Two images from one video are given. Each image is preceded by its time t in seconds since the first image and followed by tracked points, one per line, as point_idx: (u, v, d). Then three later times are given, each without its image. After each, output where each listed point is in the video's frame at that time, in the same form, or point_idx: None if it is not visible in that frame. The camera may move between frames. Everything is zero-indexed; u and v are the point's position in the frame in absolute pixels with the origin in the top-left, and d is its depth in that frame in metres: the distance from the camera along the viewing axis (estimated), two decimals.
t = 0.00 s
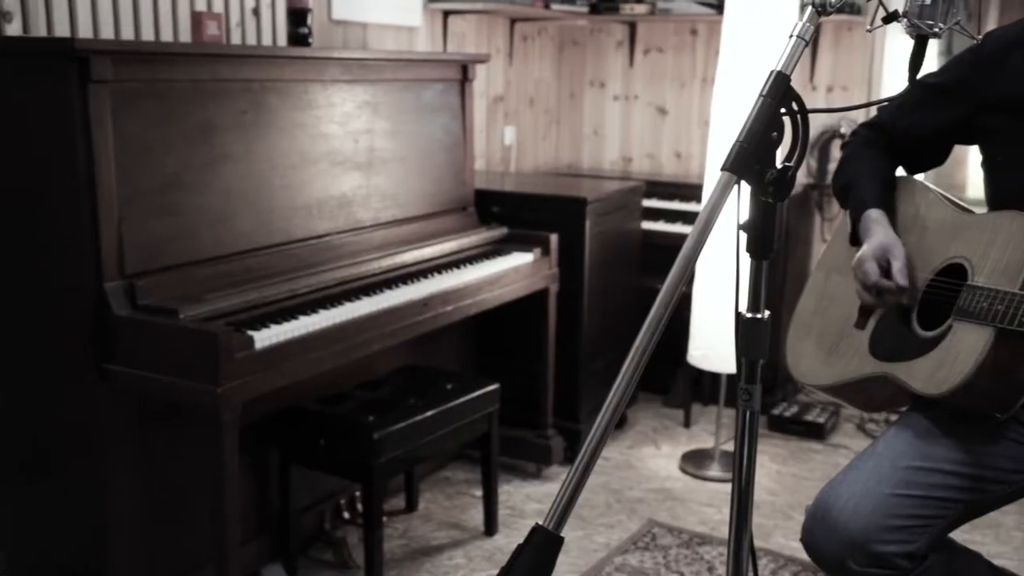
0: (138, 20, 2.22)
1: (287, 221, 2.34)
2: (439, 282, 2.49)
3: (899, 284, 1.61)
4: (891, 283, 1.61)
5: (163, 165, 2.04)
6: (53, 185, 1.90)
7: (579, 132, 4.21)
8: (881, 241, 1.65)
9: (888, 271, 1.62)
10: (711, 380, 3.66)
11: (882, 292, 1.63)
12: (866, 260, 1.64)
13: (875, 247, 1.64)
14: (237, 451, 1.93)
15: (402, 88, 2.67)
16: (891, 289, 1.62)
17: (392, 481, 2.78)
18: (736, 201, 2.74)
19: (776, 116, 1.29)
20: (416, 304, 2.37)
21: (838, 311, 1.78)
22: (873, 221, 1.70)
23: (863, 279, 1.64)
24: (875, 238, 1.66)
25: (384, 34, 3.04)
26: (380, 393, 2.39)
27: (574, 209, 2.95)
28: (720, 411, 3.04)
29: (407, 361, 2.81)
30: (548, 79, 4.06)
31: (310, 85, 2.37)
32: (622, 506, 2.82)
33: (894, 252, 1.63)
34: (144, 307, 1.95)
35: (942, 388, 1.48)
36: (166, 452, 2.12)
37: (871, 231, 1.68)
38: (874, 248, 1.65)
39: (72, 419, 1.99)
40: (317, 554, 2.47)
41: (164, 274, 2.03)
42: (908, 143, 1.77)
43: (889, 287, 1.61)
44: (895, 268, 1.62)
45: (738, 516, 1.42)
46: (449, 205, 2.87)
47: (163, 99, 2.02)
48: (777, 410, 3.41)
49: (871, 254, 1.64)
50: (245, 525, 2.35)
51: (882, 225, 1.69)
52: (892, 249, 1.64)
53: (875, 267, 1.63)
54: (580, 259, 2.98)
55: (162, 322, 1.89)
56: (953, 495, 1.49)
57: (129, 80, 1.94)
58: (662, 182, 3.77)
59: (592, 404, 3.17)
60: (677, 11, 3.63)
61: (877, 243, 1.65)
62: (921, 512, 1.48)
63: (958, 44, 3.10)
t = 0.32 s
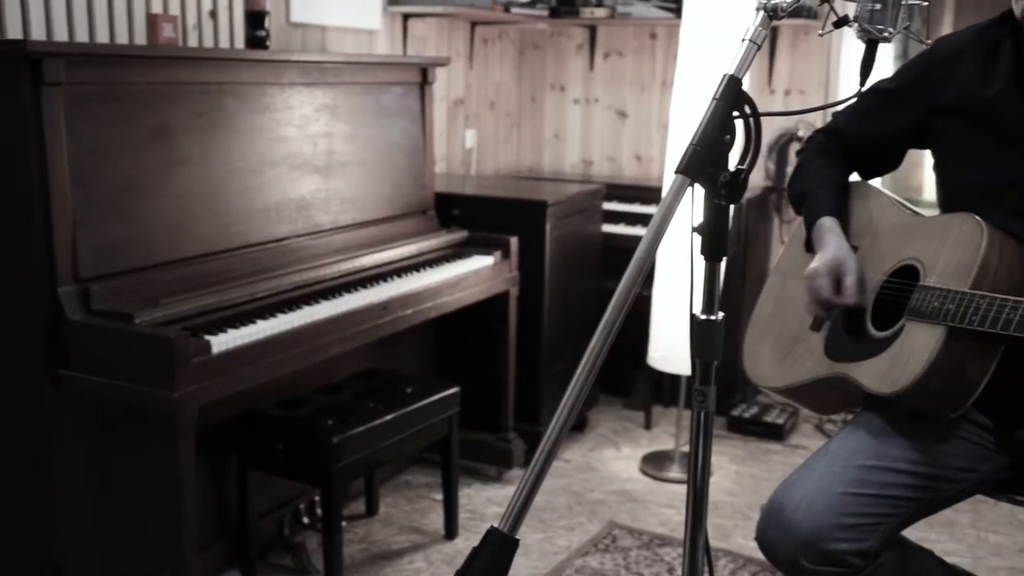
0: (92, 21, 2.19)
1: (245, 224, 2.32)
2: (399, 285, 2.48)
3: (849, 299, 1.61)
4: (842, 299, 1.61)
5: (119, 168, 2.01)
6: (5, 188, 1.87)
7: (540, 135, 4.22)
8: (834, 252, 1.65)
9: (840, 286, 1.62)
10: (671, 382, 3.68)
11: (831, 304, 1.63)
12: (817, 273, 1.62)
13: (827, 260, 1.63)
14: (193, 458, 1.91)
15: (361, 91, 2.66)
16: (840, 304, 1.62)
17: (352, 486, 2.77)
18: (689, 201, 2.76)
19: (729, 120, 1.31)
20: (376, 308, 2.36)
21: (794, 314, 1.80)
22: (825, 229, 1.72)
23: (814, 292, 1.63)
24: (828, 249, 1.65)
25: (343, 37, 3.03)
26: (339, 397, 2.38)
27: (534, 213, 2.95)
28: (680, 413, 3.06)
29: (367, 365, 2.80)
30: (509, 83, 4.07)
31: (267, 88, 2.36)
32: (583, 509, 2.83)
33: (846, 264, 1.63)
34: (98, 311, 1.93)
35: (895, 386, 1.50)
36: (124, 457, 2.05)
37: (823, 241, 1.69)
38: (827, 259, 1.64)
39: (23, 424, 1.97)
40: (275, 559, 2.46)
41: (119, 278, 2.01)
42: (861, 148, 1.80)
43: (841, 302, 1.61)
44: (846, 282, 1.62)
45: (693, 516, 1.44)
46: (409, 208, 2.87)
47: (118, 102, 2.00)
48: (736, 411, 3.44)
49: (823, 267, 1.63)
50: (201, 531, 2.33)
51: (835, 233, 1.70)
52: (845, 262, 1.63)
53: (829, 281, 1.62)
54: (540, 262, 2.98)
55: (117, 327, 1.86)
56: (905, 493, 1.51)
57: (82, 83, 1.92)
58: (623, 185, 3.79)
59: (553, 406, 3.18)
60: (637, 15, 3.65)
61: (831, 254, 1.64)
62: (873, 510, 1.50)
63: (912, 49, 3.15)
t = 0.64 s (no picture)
0: (60, 30, 2.18)
1: (216, 233, 2.31)
2: (372, 293, 2.47)
3: (832, 278, 1.65)
4: (826, 278, 1.65)
5: (88, 178, 2.00)
6: None
7: (514, 142, 4.23)
8: (808, 243, 1.68)
9: (820, 268, 1.65)
10: (646, 388, 3.69)
11: (815, 289, 1.66)
12: (799, 260, 1.66)
13: (804, 249, 1.67)
14: (165, 469, 1.89)
15: (334, 99, 2.66)
16: (824, 284, 1.65)
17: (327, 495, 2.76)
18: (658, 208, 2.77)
19: (695, 127, 1.31)
20: (349, 316, 2.36)
21: (762, 318, 1.82)
22: (795, 227, 1.73)
23: (798, 278, 1.66)
24: (800, 243, 1.68)
25: (315, 45, 3.03)
26: (312, 406, 2.37)
27: (508, 219, 2.95)
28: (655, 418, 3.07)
29: (341, 373, 2.79)
30: (482, 90, 4.08)
31: (239, 96, 2.35)
32: (559, 515, 2.83)
33: (823, 253, 1.67)
34: (67, 321, 1.91)
35: (862, 389, 1.51)
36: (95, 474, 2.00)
37: (794, 238, 1.71)
38: (803, 249, 1.67)
39: None
40: (250, 570, 2.44)
41: (89, 288, 1.99)
42: (827, 154, 1.82)
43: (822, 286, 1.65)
44: (826, 264, 1.65)
45: (664, 522, 1.45)
46: (382, 216, 2.87)
47: (87, 112, 1.99)
48: (711, 416, 3.45)
49: (802, 254, 1.66)
50: (173, 542, 2.31)
51: (803, 230, 1.72)
52: (820, 248, 1.68)
53: (809, 266, 1.65)
54: (514, 269, 2.99)
55: (87, 338, 1.85)
56: (873, 494, 1.52)
57: (50, 92, 1.90)
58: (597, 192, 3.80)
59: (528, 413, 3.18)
60: (609, 22, 3.67)
61: (805, 244, 1.68)
62: (842, 511, 1.51)
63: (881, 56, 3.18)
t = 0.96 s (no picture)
0: (33, 38, 2.17)
1: (191, 242, 2.30)
2: (349, 301, 2.47)
3: (819, 263, 1.66)
4: (814, 263, 1.65)
5: (59, 187, 1.99)
6: None
7: (492, 149, 4.23)
8: (783, 239, 1.71)
9: (804, 258, 1.67)
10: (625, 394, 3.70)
11: (807, 278, 1.66)
12: (783, 256, 1.68)
13: (783, 245, 1.70)
14: (138, 480, 1.88)
15: (310, 107, 2.65)
16: (814, 272, 1.66)
17: (304, 504, 2.75)
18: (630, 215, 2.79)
19: (665, 136, 1.32)
20: (325, 324, 2.35)
21: (736, 325, 1.83)
22: (770, 231, 1.74)
23: (789, 272, 1.67)
24: (777, 241, 1.71)
25: (292, 53, 3.02)
26: (289, 415, 2.36)
27: (485, 227, 2.96)
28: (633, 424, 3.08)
29: (318, 381, 2.78)
30: (460, 98, 4.08)
31: (215, 104, 2.35)
32: (538, 522, 2.83)
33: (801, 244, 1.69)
34: (39, 332, 1.90)
35: (832, 394, 1.52)
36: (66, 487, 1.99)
37: (769, 242, 1.73)
38: (782, 247, 1.70)
39: None
40: None
41: (62, 298, 1.98)
42: (799, 162, 1.83)
43: (812, 271, 1.65)
44: (807, 253, 1.67)
45: (637, 527, 1.45)
46: (360, 223, 2.86)
47: (60, 121, 1.98)
48: (689, 422, 3.46)
49: (783, 251, 1.68)
50: (149, 554, 2.29)
51: (778, 231, 1.74)
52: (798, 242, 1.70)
53: (793, 257, 1.67)
54: (492, 277, 2.99)
55: (59, 348, 1.84)
56: (845, 499, 1.53)
57: (21, 101, 1.89)
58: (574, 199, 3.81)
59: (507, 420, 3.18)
60: (585, 30, 3.68)
61: (781, 243, 1.71)
62: (815, 517, 1.52)
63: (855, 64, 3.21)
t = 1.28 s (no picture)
0: None
1: (151, 250, 2.27)
2: (312, 310, 2.44)
3: (779, 269, 1.65)
4: (774, 270, 1.65)
5: (13, 196, 1.95)
6: None
7: (457, 156, 4.22)
8: (746, 245, 1.70)
9: (765, 264, 1.66)
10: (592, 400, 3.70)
11: (765, 285, 1.65)
12: (744, 259, 1.67)
13: (744, 250, 1.69)
14: (94, 493, 1.85)
15: (272, 113, 2.63)
16: (773, 279, 1.65)
17: (267, 515, 2.72)
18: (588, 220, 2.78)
19: (621, 143, 1.32)
20: (287, 333, 2.33)
21: (699, 330, 1.83)
22: (731, 236, 1.75)
23: (747, 280, 1.66)
24: (740, 245, 1.70)
25: (253, 59, 3.00)
26: (251, 425, 2.33)
27: (450, 233, 2.95)
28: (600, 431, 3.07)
29: (281, 390, 2.76)
30: (426, 104, 4.07)
31: (174, 111, 2.32)
32: (505, 530, 2.82)
33: (763, 251, 1.68)
34: None
35: (792, 398, 1.53)
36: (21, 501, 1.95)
37: (731, 245, 1.72)
38: (744, 252, 1.69)
39: None
40: None
41: (16, 308, 1.94)
42: (759, 168, 1.84)
43: (771, 277, 1.64)
44: (768, 258, 1.66)
45: (599, 532, 1.44)
46: (324, 230, 2.84)
47: (13, 128, 1.94)
48: (656, 427, 3.47)
49: (744, 255, 1.68)
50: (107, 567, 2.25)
51: (740, 237, 1.73)
52: (760, 248, 1.69)
53: (755, 261, 1.66)
54: (457, 284, 2.97)
55: (13, 359, 1.81)
56: (806, 502, 1.54)
57: None
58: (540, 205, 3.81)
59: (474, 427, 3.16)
60: (550, 37, 3.67)
61: (743, 247, 1.70)
62: (776, 519, 1.52)
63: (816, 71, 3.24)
